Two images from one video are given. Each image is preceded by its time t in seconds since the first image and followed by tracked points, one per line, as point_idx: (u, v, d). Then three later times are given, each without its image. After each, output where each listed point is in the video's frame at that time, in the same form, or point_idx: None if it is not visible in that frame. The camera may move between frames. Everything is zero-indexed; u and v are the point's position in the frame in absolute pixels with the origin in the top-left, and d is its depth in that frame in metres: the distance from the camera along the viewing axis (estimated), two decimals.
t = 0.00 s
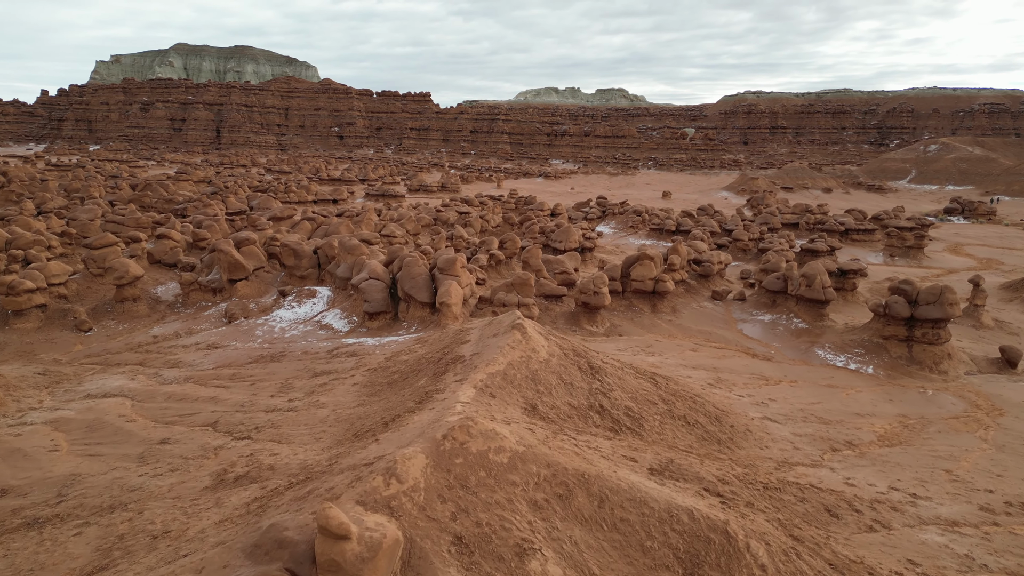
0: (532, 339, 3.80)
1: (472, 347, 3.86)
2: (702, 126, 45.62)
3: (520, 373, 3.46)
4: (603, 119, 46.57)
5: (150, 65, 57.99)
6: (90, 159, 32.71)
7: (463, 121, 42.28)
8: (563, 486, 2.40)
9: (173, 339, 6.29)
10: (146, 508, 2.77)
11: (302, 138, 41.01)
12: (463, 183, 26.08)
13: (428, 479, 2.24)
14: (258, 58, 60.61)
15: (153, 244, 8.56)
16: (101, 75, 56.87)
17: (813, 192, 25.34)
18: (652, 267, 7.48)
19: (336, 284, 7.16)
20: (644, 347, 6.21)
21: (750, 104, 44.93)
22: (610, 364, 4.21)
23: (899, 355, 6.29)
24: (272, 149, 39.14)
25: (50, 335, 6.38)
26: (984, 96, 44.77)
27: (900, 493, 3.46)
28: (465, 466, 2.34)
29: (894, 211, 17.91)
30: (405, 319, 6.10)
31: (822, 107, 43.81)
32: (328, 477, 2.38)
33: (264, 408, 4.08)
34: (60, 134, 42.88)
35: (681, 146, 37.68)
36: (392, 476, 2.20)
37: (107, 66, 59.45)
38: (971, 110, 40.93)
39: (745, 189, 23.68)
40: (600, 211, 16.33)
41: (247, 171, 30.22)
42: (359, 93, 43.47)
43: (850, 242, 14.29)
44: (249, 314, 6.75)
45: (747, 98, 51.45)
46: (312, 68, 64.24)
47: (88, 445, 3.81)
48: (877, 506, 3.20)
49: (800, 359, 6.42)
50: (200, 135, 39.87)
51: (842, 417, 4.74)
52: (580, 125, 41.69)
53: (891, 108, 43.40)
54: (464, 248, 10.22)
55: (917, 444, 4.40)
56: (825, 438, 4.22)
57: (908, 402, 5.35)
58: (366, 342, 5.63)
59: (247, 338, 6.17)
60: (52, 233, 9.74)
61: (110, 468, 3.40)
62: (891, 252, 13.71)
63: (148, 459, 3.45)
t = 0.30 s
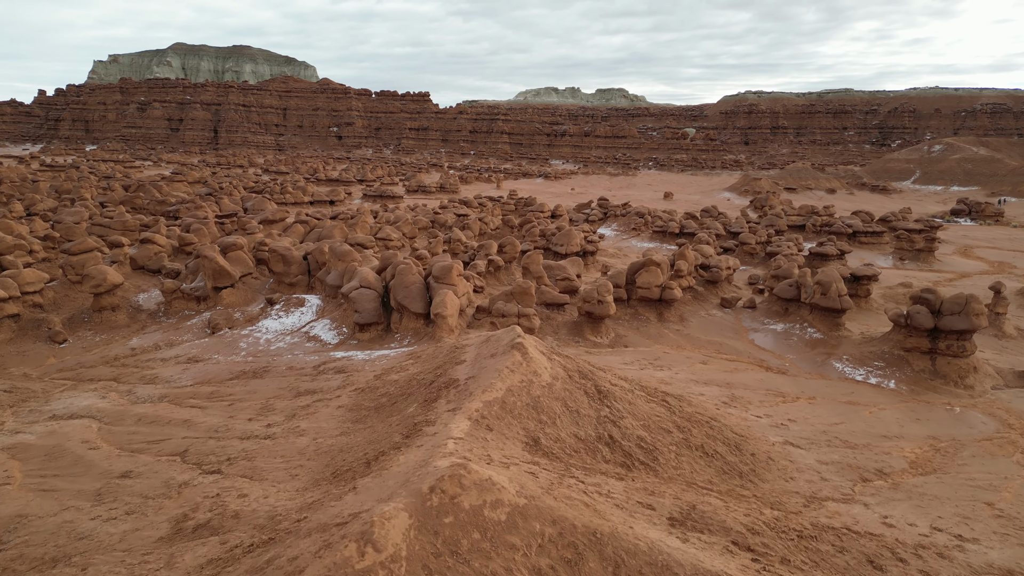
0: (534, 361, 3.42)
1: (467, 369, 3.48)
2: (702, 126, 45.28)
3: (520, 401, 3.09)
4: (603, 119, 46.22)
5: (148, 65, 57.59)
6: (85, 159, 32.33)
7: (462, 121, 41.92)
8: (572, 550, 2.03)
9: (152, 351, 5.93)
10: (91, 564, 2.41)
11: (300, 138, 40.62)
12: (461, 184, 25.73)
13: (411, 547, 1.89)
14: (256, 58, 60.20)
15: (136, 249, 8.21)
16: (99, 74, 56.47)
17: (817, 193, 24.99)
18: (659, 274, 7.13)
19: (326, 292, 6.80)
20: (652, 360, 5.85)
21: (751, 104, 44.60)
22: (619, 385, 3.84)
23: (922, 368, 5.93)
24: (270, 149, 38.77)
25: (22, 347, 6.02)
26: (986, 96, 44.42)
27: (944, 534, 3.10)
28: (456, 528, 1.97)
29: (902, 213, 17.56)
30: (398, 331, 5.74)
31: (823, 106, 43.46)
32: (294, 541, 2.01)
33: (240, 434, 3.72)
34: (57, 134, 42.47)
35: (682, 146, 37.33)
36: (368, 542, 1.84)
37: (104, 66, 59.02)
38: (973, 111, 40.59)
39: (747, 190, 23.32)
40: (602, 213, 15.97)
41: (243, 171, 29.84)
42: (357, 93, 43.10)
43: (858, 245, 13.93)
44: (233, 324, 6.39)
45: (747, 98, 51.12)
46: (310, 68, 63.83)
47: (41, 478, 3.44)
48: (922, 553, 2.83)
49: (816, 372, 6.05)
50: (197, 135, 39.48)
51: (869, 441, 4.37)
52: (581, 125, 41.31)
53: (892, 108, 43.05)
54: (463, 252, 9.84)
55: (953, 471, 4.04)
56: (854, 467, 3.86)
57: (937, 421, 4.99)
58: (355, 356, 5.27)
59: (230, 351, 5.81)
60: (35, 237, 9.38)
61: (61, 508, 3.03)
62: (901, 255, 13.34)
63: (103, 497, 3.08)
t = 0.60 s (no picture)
0: (536, 387, 3.06)
1: (461, 396, 3.12)
2: (703, 127, 44.93)
3: (521, 437, 2.73)
4: (603, 119, 45.86)
5: (146, 64, 57.15)
6: (81, 160, 31.95)
7: (462, 121, 41.57)
8: None
9: (128, 366, 5.57)
10: None
11: (299, 138, 40.26)
12: (460, 184, 25.38)
13: None
14: (254, 58, 59.79)
15: (118, 254, 7.85)
16: (96, 74, 56.07)
17: (820, 194, 24.64)
18: (666, 281, 6.77)
19: (315, 301, 6.43)
20: (660, 376, 5.49)
21: (751, 104, 44.25)
22: (630, 411, 3.47)
23: (947, 384, 5.57)
24: (268, 149, 38.40)
25: None
26: (988, 96, 44.08)
27: None
28: None
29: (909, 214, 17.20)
30: (390, 344, 5.37)
31: (825, 106, 43.10)
32: None
33: (209, 467, 3.35)
34: (53, 134, 42.07)
35: (682, 146, 36.99)
36: None
37: (102, 66, 58.57)
38: (975, 111, 40.27)
39: (750, 191, 22.96)
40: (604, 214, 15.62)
41: (239, 171, 29.48)
42: (356, 93, 42.74)
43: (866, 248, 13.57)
44: (215, 335, 6.03)
45: (748, 98, 50.79)
46: (309, 68, 63.46)
47: None
48: None
49: (834, 388, 5.69)
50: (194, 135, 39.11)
51: (901, 469, 4.01)
52: (581, 125, 40.94)
53: (894, 108, 42.70)
54: (460, 256, 9.48)
55: (995, 504, 3.67)
56: (889, 502, 3.49)
57: (970, 444, 4.63)
58: (342, 373, 4.90)
59: (210, 366, 5.45)
60: (16, 241, 9.02)
61: None
62: (911, 259, 12.95)
63: (46, 547, 2.70)
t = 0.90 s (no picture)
0: (539, 421, 2.70)
1: (454, 430, 2.76)
2: (704, 127, 44.59)
3: (521, 483, 2.37)
4: (603, 119, 45.52)
5: (144, 65, 56.72)
6: (77, 160, 31.57)
7: (461, 121, 41.23)
8: None
9: (101, 382, 5.21)
10: None
11: (297, 138, 39.90)
12: (459, 185, 25.02)
13: None
14: (253, 57, 59.37)
15: (99, 260, 7.50)
16: (95, 74, 55.74)
17: (824, 195, 24.31)
18: (674, 289, 6.42)
19: (302, 311, 6.08)
20: (670, 393, 5.13)
21: (752, 104, 43.93)
22: (643, 443, 3.11)
23: (977, 402, 5.20)
24: (266, 149, 38.04)
25: None
26: (990, 96, 43.72)
27: None
28: None
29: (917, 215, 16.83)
30: (381, 359, 5.01)
31: (826, 106, 42.73)
32: None
33: (171, 507, 2.99)
34: (50, 134, 41.67)
35: (683, 147, 36.64)
36: None
37: (100, 65, 58.09)
38: (977, 111, 39.94)
39: (753, 192, 22.63)
40: (606, 216, 15.28)
41: (236, 172, 29.11)
42: (354, 93, 42.40)
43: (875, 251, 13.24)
44: (195, 348, 5.66)
45: (749, 98, 50.45)
46: (308, 67, 63.09)
47: None
48: None
49: (856, 406, 5.33)
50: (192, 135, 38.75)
51: (939, 503, 3.63)
52: (581, 125, 40.60)
53: (895, 108, 42.34)
54: (458, 261, 9.12)
55: None
56: (933, 545, 3.12)
57: (1008, 470, 4.26)
58: (328, 393, 4.54)
59: (187, 382, 5.09)
60: None
61: None
62: (921, 262, 12.59)
63: None
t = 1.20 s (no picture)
0: (542, 465, 2.34)
1: (445, 476, 2.39)
2: (704, 127, 44.23)
3: (522, 546, 2.00)
4: (603, 119, 45.17)
5: (141, 64, 56.32)
6: (72, 160, 31.18)
7: (460, 121, 40.87)
8: None
9: (71, 401, 4.84)
10: None
11: (295, 138, 39.52)
12: (458, 186, 24.66)
13: None
14: (252, 57, 59.02)
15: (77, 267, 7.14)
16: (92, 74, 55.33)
17: (828, 196, 23.96)
18: (683, 299, 6.06)
19: (288, 323, 5.71)
20: (682, 413, 4.76)
21: (752, 105, 43.58)
22: (660, 484, 2.74)
23: (1012, 421, 4.83)
24: (264, 150, 37.66)
25: None
26: (992, 96, 43.36)
27: None
28: None
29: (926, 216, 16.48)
30: (370, 376, 4.65)
31: (826, 106, 42.37)
32: None
33: (123, 555, 2.59)
34: (46, 134, 41.24)
35: (684, 147, 36.28)
36: None
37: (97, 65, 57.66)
38: (979, 111, 39.60)
39: (756, 193, 22.27)
40: (607, 218, 14.94)
41: (232, 172, 28.72)
42: (353, 93, 42.05)
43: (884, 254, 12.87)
44: (173, 363, 5.30)
45: (750, 99, 50.11)
46: (307, 67, 62.56)
47: None
48: None
49: (880, 425, 4.97)
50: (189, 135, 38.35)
51: (987, 543, 3.26)
52: (581, 125, 40.24)
53: (897, 108, 41.99)
54: (456, 265, 8.76)
55: None
56: None
57: None
58: (311, 415, 4.18)
59: (162, 401, 4.72)
60: None
61: None
62: (932, 266, 12.23)
63: None
